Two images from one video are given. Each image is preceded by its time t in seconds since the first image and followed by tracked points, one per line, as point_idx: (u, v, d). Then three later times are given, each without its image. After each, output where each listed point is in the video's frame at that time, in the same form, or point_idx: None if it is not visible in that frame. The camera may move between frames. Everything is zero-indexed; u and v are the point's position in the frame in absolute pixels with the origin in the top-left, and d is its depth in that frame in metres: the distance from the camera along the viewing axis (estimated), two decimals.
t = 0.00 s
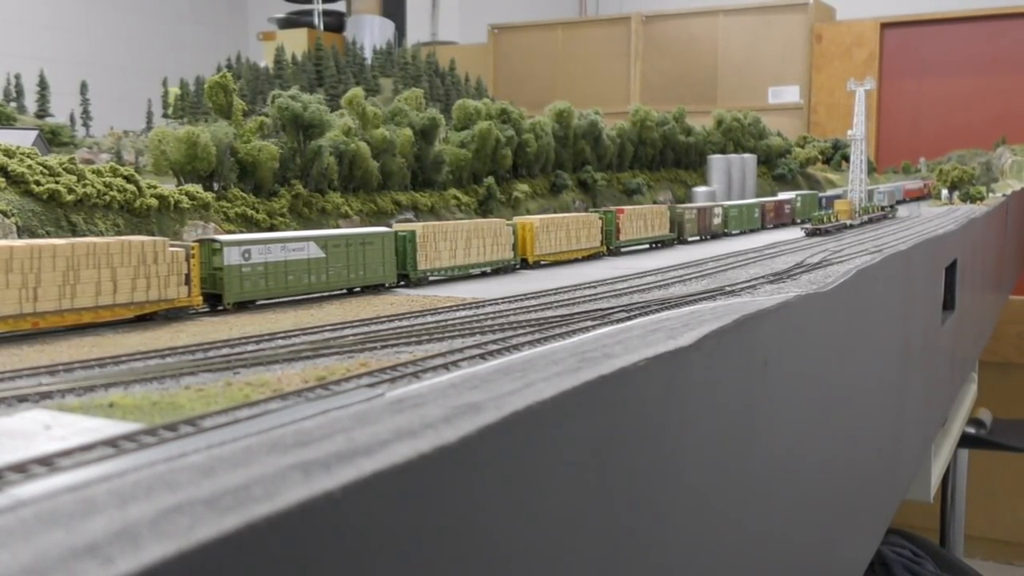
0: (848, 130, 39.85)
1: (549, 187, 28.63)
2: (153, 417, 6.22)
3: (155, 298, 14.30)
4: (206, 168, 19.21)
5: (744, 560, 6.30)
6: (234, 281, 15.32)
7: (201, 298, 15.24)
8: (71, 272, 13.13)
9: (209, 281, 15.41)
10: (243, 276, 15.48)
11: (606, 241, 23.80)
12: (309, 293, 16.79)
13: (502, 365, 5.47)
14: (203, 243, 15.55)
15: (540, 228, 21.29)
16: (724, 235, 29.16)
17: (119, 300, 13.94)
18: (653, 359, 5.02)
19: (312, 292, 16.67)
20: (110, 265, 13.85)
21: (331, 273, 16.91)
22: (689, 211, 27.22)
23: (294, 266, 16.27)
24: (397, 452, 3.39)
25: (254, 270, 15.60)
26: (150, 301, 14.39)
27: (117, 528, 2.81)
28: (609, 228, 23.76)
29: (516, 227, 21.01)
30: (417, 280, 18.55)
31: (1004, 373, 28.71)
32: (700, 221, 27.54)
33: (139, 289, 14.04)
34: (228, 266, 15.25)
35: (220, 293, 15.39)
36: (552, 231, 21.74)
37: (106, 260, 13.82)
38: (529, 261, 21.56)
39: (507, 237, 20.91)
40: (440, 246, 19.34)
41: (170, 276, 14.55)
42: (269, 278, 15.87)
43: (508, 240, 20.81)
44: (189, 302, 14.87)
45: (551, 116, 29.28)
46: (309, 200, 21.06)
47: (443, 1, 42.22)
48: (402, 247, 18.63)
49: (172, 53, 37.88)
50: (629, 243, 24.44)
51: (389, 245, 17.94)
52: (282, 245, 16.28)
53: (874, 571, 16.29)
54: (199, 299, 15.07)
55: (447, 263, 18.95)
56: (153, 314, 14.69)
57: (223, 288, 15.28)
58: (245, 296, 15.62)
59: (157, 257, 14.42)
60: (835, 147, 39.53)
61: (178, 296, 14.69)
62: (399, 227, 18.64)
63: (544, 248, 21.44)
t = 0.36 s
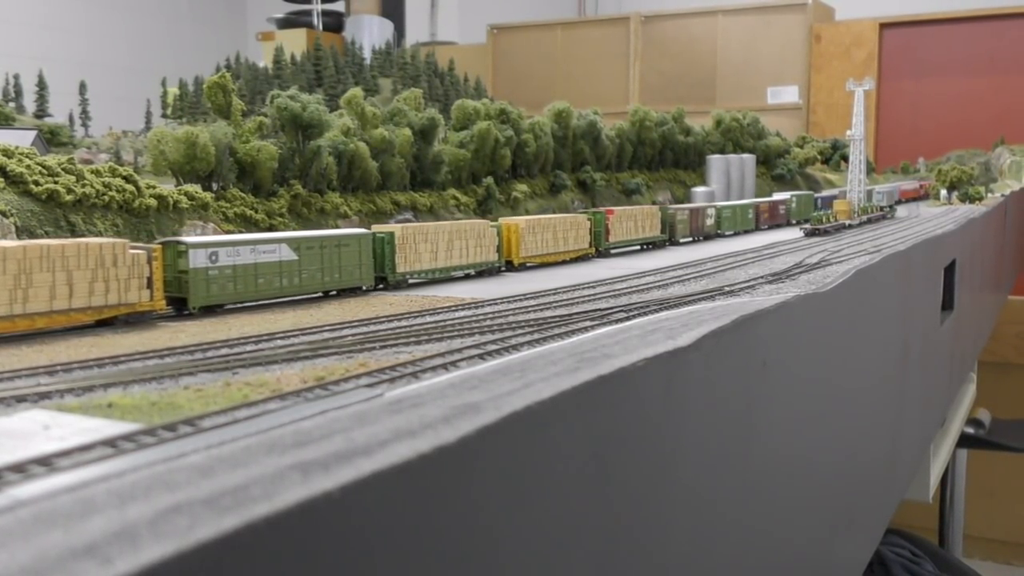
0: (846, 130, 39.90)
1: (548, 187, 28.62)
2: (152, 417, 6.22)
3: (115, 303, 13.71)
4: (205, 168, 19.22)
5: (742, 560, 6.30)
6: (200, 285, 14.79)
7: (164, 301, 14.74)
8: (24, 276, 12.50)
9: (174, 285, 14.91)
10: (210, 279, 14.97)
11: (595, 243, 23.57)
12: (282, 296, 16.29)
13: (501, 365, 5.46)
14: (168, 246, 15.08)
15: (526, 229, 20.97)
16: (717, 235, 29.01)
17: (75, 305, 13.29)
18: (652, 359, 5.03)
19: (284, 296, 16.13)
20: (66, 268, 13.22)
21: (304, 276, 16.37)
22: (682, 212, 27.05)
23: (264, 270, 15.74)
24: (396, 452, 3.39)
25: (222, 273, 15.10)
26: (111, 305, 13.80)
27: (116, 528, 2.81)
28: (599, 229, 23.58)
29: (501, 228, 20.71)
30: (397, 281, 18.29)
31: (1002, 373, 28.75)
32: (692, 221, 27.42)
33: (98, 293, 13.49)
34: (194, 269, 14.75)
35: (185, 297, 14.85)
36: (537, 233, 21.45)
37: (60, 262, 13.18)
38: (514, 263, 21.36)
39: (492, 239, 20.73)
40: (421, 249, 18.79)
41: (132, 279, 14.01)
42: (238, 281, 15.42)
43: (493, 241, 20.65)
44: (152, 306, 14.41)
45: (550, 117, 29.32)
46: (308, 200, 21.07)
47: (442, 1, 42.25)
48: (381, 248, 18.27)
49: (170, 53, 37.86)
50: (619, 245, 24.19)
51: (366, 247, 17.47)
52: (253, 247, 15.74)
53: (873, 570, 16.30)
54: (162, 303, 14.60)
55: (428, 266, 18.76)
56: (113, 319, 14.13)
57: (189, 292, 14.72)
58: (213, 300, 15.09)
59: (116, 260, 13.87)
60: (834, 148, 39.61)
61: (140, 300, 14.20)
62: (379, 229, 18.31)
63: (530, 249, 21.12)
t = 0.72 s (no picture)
0: (846, 131, 39.92)
1: (547, 188, 28.63)
2: (151, 417, 6.21)
3: (73, 307, 13.32)
4: (204, 169, 19.21)
5: (742, 560, 6.29)
6: (164, 289, 14.35)
7: (126, 305, 14.42)
8: None
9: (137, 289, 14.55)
10: (176, 283, 14.49)
11: (586, 245, 23.35)
12: (254, 301, 15.83)
13: (501, 365, 5.45)
14: (131, 248, 14.68)
15: (511, 230, 20.49)
16: (710, 237, 28.75)
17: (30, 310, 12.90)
18: (652, 359, 5.02)
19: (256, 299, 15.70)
20: (19, 272, 12.77)
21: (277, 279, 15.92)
22: (673, 213, 26.76)
23: (232, 273, 15.28)
24: (396, 452, 3.38)
25: (188, 276, 14.60)
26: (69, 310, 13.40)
27: (115, 529, 2.80)
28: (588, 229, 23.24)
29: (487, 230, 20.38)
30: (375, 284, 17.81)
31: (1002, 373, 28.79)
32: (684, 223, 27.05)
33: (55, 297, 13.11)
34: (158, 273, 14.33)
35: (149, 302, 14.43)
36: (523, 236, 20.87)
37: (14, 266, 12.74)
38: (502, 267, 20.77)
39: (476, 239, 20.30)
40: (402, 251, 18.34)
41: (91, 283, 13.70)
42: (206, 284, 14.90)
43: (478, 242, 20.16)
44: (112, 310, 14.04)
45: (550, 118, 29.33)
46: (308, 200, 21.07)
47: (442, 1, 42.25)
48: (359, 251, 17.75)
49: (170, 53, 37.87)
50: (610, 246, 23.94)
51: (342, 249, 17.13)
52: (221, 249, 15.25)
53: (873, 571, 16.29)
54: (124, 307, 14.28)
55: (408, 270, 18.29)
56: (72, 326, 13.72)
57: (152, 296, 14.32)
58: (180, 305, 14.61)
59: (72, 262, 13.51)
60: (833, 148, 39.71)
61: (99, 305, 13.86)
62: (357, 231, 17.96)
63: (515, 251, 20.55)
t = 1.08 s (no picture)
0: (846, 131, 39.94)
1: (547, 188, 28.65)
2: (150, 418, 6.20)
3: (28, 312, 12.52)
4: (204, 169, 19.19)
5: (741, 561, 6.29)
6: (127, 292, 13.78)
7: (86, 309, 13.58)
8: None
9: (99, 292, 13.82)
10: (140, 286, 13.95)
11: (574, 248, 22.86)
12: (225, 305, 15.28)
13: (500, 366, 5.44)
14: (93, 250, 14.03)
15: (496, 231, 20.02)
16: (705, 238, 28.61)
17: None
18: (650, 359, 5.02)
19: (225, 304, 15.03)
20: None
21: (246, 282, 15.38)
22: (665, 215, 26.55)
23: (200, 275, 14.61)
24: (396, 453, 3.39)
25: (152, 279, 14.08)
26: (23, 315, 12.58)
27: (114, 529, 2.81)
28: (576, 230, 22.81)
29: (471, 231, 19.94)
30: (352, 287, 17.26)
31: (1001, 373, 28.83)
32: (677, 224, 26.90)
33: (9, 301, 12.28)
34: (121, 276, 13.76)
35: (111, 305, 13.82)
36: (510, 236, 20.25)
37: None
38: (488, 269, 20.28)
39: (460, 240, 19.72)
40: (382, 253, 17.83)
41: (49, 287, 12.85)
42: (173, 286, 14.30)
43: (462, 244, 19.55)
44: (71, 315, 13.25)
45: (549, 118, 29.34)
46: (307, 201, 21.09)
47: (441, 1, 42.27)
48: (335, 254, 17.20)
49: (169, 54, 37.84)
50: (599, 247, 23.66)
51: (319, 252, 16.59)
52: (189, 252, 14.71)
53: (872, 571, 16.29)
54: (83, 311, 13.49)
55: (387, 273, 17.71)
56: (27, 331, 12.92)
57: (115, 299, 13.73)
58: (144, 308, 14.05)
59: (27, 264, 12.63)
60: (833, 148, 39.73)
61: (57, 309, 13.04)
62: (334, 233, 17.48)
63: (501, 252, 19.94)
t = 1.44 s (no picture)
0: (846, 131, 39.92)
1: (546, 188, 28.67)
2: (149, 419, 6.19)
3: None
4: (203, 169, 19.16)
5: (740, 562, 6.28)
6: (86, 297, 12.98)
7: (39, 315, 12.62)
8: None
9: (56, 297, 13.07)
10: (98, 291, 13.18)
11: (561, 249, 22.62)
12: (191, 309, 14.44)
13: (500, 367, 5.42)
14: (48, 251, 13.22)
15: (479, 233, 19.39)
16: (698, 240, 28.52)
17: None
18: (649, 359, 5.02)
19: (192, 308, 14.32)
20: None
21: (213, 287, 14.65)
22: (656, 216, 26.22)
23: (164, 279, 13.88)
24: (395, 453, 3.38)
25: (113, 283, 13.41)
26: None
27: (113, 530, 2.80)
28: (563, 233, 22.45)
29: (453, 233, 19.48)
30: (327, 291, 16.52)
31: (999, 374, 28.86)
32: (670, 227, 26.79)
33: None
34: (78, 280, 13.00)
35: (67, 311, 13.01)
36: (494, 238, 19.61)
37: None
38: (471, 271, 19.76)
39: (442, 242, 19.12)
40: (359, 256, 17.18)
41: None
42: (136, 292, 13.70)
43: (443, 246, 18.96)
44: (24, 320, 12.27)
45: (548, 118, 29.32)
46: (306, 201, 21.10)
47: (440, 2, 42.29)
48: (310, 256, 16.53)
49: (167, 54, 37.78)
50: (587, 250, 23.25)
51: (292, 254, 15.86)
52: (152, 254, 13.98)
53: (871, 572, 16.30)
54: (37, 317, 12.51)
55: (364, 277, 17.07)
56: None
57: (72, 305, 12.95)
58: (102, 314, 13.26)
59: None
60: (832, 149, 39.65)
61: (9, 315, 12.05)
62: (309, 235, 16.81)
63: (484, 253, 19.34)
